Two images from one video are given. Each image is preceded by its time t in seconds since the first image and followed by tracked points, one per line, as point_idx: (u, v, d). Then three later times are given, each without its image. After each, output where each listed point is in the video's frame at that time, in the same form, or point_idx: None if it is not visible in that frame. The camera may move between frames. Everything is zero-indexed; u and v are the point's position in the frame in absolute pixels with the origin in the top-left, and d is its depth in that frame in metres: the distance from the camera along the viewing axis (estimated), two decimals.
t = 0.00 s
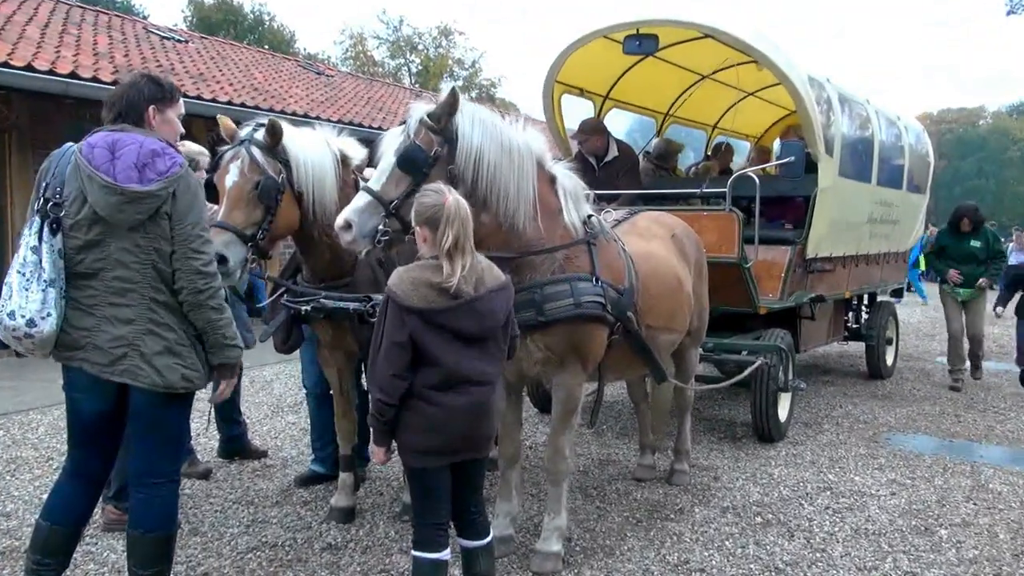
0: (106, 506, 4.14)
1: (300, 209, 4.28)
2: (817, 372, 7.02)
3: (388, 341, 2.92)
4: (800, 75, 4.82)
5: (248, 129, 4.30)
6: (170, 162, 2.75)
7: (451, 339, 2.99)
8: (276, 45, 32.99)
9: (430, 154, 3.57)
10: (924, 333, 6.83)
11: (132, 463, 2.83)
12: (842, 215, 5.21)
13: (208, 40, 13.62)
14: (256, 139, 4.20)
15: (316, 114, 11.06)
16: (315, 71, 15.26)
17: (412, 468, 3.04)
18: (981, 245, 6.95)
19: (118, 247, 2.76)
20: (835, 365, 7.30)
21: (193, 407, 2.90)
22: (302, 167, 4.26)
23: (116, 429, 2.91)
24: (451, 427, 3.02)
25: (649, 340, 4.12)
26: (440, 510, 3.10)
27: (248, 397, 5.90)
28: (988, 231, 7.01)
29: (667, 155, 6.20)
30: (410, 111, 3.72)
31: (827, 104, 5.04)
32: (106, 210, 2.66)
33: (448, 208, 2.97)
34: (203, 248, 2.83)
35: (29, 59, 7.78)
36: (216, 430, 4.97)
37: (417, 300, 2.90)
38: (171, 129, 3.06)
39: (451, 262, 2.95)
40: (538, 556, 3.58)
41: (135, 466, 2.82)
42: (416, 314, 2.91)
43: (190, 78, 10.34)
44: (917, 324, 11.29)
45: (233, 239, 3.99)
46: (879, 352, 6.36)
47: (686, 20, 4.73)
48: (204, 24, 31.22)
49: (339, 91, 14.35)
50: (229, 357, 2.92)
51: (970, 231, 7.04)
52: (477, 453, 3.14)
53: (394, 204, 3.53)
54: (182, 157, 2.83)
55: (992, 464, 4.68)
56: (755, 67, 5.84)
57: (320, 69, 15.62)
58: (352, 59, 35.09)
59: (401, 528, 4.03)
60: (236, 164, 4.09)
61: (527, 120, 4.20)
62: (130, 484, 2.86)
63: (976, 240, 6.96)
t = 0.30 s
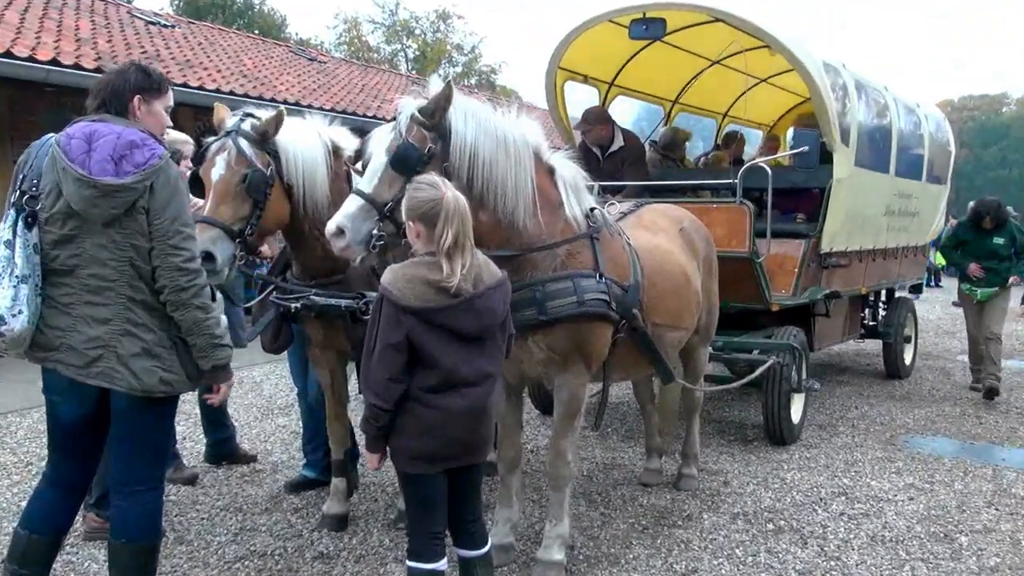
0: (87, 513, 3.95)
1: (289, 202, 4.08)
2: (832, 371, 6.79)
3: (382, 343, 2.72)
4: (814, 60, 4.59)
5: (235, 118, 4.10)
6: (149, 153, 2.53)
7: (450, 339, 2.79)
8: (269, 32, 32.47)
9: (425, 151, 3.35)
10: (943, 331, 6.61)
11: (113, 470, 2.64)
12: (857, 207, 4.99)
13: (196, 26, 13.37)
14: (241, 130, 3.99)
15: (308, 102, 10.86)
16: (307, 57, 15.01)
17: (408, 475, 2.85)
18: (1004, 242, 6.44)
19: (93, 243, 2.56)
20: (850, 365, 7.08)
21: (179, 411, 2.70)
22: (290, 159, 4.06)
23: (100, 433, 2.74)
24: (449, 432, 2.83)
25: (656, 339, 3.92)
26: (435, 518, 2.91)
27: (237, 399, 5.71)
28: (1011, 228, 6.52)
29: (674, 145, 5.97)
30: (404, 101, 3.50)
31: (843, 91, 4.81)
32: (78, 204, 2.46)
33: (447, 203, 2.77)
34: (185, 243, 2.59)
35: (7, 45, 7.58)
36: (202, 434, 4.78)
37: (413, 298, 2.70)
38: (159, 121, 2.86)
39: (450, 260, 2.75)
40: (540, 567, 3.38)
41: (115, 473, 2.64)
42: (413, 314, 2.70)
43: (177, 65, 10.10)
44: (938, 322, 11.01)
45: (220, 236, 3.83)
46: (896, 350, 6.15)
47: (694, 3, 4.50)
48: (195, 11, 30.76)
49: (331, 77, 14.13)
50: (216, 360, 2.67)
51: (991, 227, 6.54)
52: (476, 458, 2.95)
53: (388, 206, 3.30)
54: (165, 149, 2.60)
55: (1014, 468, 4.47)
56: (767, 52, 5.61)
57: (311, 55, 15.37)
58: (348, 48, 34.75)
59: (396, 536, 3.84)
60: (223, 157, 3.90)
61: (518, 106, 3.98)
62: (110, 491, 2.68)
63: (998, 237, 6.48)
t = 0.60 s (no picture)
0: (42, 530, 3.72)
1: (257, 198, 3.83)
2: (832, 374, 6.57)
3: (355, 349, 2.46)
4: (812, 46, 4.36)
5: (197, 110, 3.80)
6: (107, 147, 2.40)
7: (427, 344, 2.56)
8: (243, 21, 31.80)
9: (402, 146, 3.12)
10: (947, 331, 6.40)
11: (70, 483, 2.49)
12: (856, 201, 4.77)
13: (157, 8, 12.90)
14: (204, 123, 3.72)
15: (276, 91, 10.64)
16: (278, 43, 14.63)
17: (382, 492, 2.59)
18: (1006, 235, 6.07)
19: (45, 242, 2.42)
20: (851, 367, 6.86)
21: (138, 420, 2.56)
22: (256, 153, 3.80)
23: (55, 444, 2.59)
24: (427, 445, 2.59)
25: (646, 340, 3.70)
26: (409, 533, 2.68)
27: (203, 406, 5.47)
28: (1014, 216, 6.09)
29: (663, 136, 5.74)
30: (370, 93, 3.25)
31: (842, 79, 4.59)
32: (29, 201, 2.33)
33: (420, 202, 2.52)
34: (147, 243, 2.45)
35: None
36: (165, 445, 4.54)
37: (389, 301, 2.45)
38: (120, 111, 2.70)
39: (425, 265, 2.50)
40: None
41: (70, 487, 2.49)
42: (389, 317, 2.46)
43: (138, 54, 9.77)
44: (942, 321, 10.78)
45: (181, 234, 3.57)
46: (898, 351, 5.95)
47: None
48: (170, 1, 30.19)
49: (301, 64, 13.84)
50: (177, 367, 2.53)
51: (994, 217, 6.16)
52: (450, 468, 2.72)
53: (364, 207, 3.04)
54: (124, 141, 2.47)
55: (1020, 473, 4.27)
56: (760, 38, 5.40)
57: (281, 39, 15.01)
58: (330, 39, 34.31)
59: (371, 551, 3.61)
60: (185, 150, 3.65)
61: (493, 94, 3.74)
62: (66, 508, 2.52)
63: (999, 228, 6.10)
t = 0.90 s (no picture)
0: None
1: (221, 214, 3.58)
2: (827, 398, 6.38)
3: (318, 374, 2.23)
4: (802, 55, 4.20)
5: (157, 122, 3.60)
6: (60, 159, 2.33)
7: (397, 366, 2.35)
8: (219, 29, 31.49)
9: (378, 166, 2.90)
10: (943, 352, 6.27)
11: (20, 513, 2.44)
12: (850, 215, 4.59)
13: (116, 12, 12.58)
14: (163, 137, 3.50)
15: (240, 99, 10.43)
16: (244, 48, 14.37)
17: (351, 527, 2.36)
18: (996, 255, 5.41)
19: None
20: (847, 390, 6.67)
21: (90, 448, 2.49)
22: (218, 166, 3.55)
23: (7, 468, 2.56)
24: (400, 476, 2.37)
25: (630, 363, 3.50)
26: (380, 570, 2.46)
27: (163, 434, 5.24)
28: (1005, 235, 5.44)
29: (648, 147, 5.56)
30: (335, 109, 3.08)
31: (834, 88, 4.42)
32: None
33: (378, 214, 2.30)
34: (103, 262, 2.38)
35: None
36: (121, 476, 4.32)
37: (352, 320, 2.24)
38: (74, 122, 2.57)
39: (386, 279, 2.30)
40: None
41: (17, 518, 2.44)
42: (352, 337, 2.24)
43: (92, 59, 9.49)
44: (936, 341, 10.60)
45: (139, 255, 3.38)
46: (896, 373, 5.79)
47: None
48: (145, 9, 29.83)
49: (269, 70, 13.61)
50: (133, 393, 2.43)
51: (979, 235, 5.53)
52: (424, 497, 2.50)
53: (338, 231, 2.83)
54: (79, 154, 2.41)
55: None
56: (748, 45, 5.26)
57: (247, 45, 14.74)
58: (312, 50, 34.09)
59: None
60: (142, 165, 3.44)
61: (468, 103, 3.53)
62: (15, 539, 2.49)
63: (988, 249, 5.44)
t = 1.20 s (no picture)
0: None
1: (194, 226, 3.38)
2: (829, 424, 6.20)
3: (290, 403, 2.04)
4: (804, 64, 4.04)
5: (127, 130, 3.40)
6: (23, 171, 2.15)
7: (371, 391, 2.15)
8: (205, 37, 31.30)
9: (364, 184, 2.72)
10: (950, 375, 6.10)
11: None
12: (854, 230, 4.42)
13: (86, 16, 12.37)
14: (133, 146, 3.29)
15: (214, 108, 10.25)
16: (220, 55, 14.17)
17: (324, 562, 2.17)
18: (1001, 272, 5.21)
19: None
20: (850, 415, 6.49)
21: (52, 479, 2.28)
22: (193, 176, 3.36)
23: None
24: (376, 510, 2.17)
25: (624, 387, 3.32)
26: None
27: (131, 461, 5.04)
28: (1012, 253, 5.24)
29: (642, 161, 5.41)
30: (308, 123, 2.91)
31: (836, 99, 4.26)
32: None
33: (345, 234, 2.09)
34: (68, 279, 2.19)
35: None
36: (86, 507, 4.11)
37: (323, 347, 2.04)
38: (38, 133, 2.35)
39: (356, 301, 2.10)
40: None
41: None
42: (326, 365, 2.05)
43: (60, 66, 9.27)
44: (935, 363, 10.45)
45: (108, 271, 3.17)
46: (901, 396, 5.63)
47: None
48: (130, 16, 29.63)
49: (245, 77, 13.43)
50: (98, 420, 2.22)
51: (984, 249, 5.29)
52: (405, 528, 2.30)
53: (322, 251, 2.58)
54: (43, 166, 2.22)
55: None
56: (746, 54, 5.11)
57: (224, 51, 14.56)
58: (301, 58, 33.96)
59: None
60: (112, 175, 3.23)
61: (453, 113, 3.35)
62: None
63: (993, 265, 5.24)
